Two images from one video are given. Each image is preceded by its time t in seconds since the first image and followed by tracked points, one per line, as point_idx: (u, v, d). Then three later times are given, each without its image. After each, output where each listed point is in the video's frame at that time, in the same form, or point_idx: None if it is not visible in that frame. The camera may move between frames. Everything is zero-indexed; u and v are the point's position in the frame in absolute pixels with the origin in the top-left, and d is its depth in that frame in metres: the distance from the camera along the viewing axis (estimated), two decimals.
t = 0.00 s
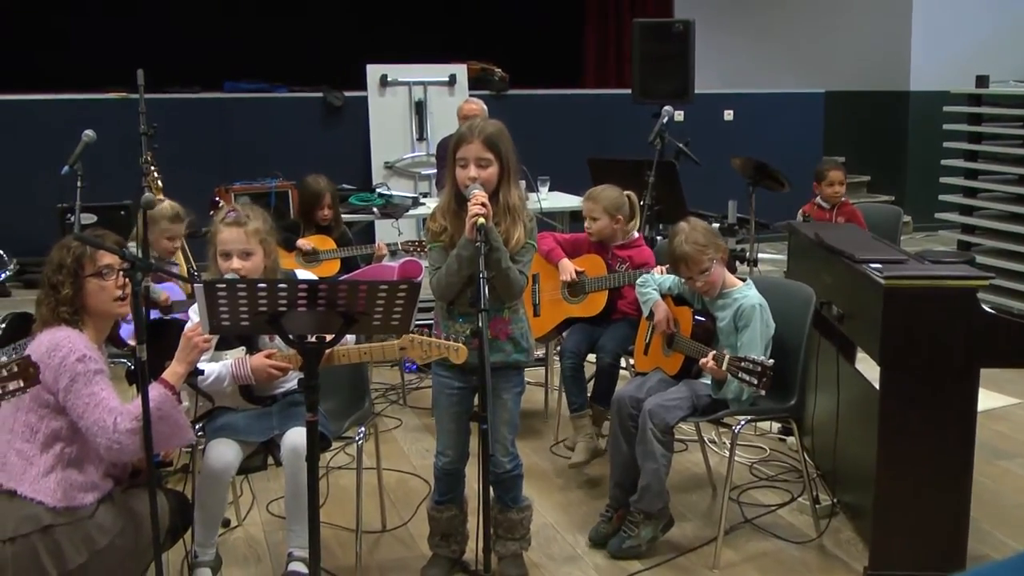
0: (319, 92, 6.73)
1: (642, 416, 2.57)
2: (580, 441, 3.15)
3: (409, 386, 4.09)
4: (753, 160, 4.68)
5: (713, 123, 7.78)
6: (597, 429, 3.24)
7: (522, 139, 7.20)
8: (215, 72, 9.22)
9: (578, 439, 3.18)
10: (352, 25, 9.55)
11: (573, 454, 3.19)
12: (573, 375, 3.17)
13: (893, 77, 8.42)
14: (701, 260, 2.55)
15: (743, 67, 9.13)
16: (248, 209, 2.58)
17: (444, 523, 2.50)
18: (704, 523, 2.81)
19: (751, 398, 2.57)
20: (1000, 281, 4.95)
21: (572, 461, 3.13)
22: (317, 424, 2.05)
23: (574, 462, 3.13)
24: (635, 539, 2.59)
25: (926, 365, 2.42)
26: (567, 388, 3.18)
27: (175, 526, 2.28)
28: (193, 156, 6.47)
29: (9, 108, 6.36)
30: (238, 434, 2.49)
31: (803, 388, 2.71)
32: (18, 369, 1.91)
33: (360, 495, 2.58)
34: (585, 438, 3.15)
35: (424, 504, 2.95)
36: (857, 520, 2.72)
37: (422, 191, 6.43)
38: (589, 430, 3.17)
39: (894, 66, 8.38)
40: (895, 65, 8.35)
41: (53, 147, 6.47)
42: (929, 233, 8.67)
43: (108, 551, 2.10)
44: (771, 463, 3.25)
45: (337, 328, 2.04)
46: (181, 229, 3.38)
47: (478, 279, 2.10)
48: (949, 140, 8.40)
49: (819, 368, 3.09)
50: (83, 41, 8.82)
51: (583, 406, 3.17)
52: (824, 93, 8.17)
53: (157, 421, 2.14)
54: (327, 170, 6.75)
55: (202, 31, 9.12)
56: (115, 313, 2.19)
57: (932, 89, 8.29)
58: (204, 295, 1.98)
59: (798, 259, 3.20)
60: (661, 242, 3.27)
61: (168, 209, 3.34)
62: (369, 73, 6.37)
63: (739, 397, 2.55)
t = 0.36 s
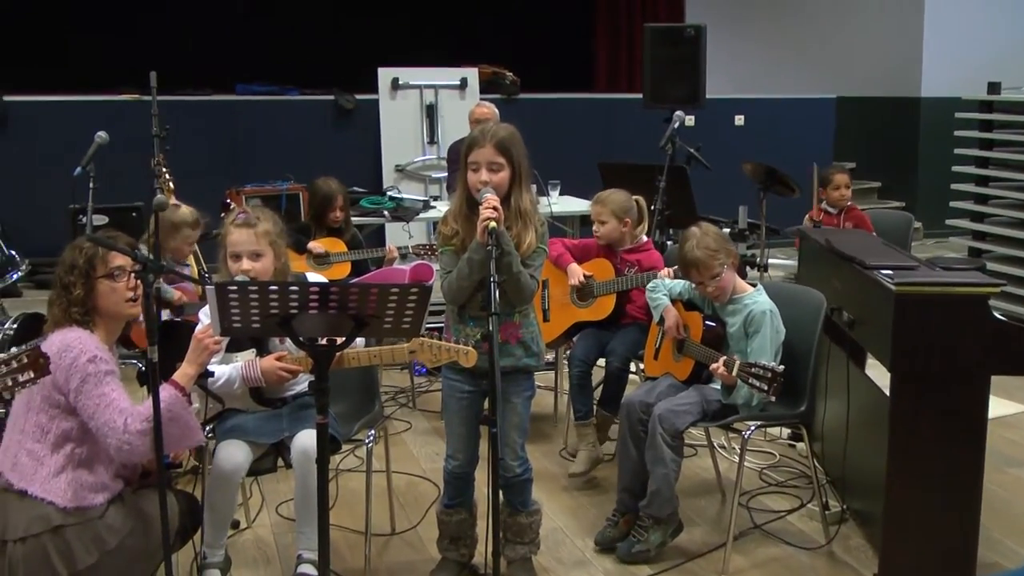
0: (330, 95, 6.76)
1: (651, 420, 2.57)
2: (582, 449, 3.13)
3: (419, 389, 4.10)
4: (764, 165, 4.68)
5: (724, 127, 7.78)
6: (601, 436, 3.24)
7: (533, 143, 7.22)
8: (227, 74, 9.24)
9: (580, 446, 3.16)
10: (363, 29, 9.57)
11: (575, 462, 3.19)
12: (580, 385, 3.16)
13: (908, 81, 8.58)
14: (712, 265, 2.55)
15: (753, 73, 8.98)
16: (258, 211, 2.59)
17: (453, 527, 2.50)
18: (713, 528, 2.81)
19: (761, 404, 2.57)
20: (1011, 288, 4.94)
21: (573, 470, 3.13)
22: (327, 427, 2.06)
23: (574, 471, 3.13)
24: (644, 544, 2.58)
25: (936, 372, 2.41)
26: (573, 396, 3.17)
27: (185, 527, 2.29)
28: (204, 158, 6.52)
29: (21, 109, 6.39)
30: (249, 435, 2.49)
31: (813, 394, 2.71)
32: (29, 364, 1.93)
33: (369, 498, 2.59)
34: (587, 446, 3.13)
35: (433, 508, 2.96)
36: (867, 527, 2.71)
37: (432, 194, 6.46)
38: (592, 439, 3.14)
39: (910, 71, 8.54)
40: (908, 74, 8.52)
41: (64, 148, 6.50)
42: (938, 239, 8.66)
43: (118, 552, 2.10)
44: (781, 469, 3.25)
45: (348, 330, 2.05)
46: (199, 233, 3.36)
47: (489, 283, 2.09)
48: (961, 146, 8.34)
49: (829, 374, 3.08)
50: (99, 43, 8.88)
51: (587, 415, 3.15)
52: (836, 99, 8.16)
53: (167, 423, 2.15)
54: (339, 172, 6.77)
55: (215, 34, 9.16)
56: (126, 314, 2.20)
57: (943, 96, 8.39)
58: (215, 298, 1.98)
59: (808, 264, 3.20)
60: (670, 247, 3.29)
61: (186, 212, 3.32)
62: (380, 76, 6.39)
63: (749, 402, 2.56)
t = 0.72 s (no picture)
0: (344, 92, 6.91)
1: (665, 417, 2.56)
2: (601, 445, 3.16)
3: (432, 385, 4.11)
4: (778, 162, 4.68)
5: (738, 124, 7.80)
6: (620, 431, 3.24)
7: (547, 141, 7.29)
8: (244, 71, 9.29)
9: (599, 442, 3.19)
10: (379, 27, 9.59)
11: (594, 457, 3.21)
12: (596, 381, 3.16)
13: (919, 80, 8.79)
14: (726, 262, 2.55)
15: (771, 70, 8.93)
16: (272, 206, 2.58)
17: (467, 523, 2.50)
18: (727, 526, 2.80)
19: (776, 401, 2.56)
20: None
21: (593, 464, 3.15)
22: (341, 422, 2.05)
23: (595, 465, 3.15)
24: (657, 541, 2.58)
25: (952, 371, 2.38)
26: (590, 392, 3.18)
27: (199, 522, 2.29)
28: (216, 155, 6.66)
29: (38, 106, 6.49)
30: (263, 431, 2.48)
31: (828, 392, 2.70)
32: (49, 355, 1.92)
33: (383, 494, 2.58)
34: (606, 441, 3.16)
35: (446, 504, 2.96)
36: (881, 525, 2.70)
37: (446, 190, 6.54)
38: (611, 434, 3.17)
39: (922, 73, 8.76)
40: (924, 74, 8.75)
41: (80, 144, 6.59)
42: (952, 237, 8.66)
43: (132, 547, 2.11)
44: (794, 467, 3.24)
45: (362, 326, 2.03)
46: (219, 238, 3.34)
47: (503, 278, 2.09)
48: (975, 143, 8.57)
49: (843, 372, 3.08)
50: (117, 40, 8.94)
51: (605, 409, 3.17)
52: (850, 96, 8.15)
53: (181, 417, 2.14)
54: (355, 168, 6.94)
55: (232, 31, 9.20)
56: (138, 309, 2.20)
57: (957, 92, 8.59)
58: (231, 292, 1.99)
59: (823, 262, 3.19)
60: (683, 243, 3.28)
61: (208, 219, 3.29)
62: (394, 72, 6.51)
63: (763, 399, 2.55)
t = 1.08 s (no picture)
0: (354, 88, 6.99)
1: (676, 413, 2.56)
2: (607, 442, 3.12)
3: (443, 381, 4.12)
4: (790, 157, 4.66)
5: (748, 119, 7.80)
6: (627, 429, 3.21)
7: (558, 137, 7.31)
8: (255, 66, 9.30)
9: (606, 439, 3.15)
10: (391, 22, 9.59)
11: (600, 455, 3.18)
12: (605, 377, 3.15)
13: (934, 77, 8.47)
14: (738, 257, 2.54)
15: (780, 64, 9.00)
16: (283, 202, 2.58)
17: (477, 519, 2.50)
18: (738, 523, 2.79)
19: (787, 397, 2.56)
20: None
21: (599, 462, 3.11)
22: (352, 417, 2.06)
23: (601, 463, 3.11)
24: (668, 537, 2.58)
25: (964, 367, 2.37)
26: (598, 388, 3.16)
27: (210, 517, 2.29)
28: (227, 150, 6.75)
29: (49, 102, 6.53)
30: (274, 426, 2.48)
31: (840, 387, 2.68)
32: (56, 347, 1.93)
33: (394, 489, 2.58)
34: (613, 438, 3.12)
35: (457, 500, 2.96)
36: (893, 521, 2.69)
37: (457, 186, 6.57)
38: (618, 431, 3.13)
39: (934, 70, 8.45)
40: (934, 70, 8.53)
41: (91, 140, 6.62)
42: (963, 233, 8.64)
43: (143, 542, 2.11)
44: (805, 463, 3.24)
45: (374, 321, 2.03)
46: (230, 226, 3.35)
47: (514, 274, 2.09)
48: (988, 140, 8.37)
49: (855, 368, 3.07)
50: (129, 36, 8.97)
51: (613, 406, 3.14)
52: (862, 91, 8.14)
53: (192, 413, 2.14)
54: (366, 164, 7.02)
55: (244, 28, 9.23)
56: (150, 305, 2.20)
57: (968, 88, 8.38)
58: (241, 288, 1.97)
59: (834, 258, 3.18)
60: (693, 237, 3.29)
61: (218, 206, 3.30)
62: (405, 67, 6.55)
63: (775, 395, 2.54)
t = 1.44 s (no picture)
0: (367, 85, 7.00)
1: (687, 411, 2.55)
2: (624, 437, 3.13)
3: (454, 377, 4.12)
4: (802, 154, 4.65)
5: (760, 116, 7.79)
6: (641, 425, 3.23)
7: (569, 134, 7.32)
8: (266, 63, 9.32)
9: (621, 435, 3.16)
10: (402, 19, 9.60)
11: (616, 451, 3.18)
12: (619, 374, 3.17)
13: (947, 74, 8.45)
14: (750, 254, 2.54)
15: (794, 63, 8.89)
16: (295, 198, 2.58)
17: (489, 515, 2.50)
18: (749, 520, 2.79)
19: (799, 394, 2.56)
20: None
21: (616, 458, 3.11)
22: (364, 414, 2.06)
23: (617, 458, 3.11)
24: (680, 534, 2.58)
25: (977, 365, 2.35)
26: (612, 384, 3.18)
27: (221, 513, 2.30)
28: (238, 147, 6.78)
29: (62, 99, 6.56)
30: (286, 422, 2.48)
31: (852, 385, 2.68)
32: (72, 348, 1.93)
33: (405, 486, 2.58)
34: (629, 434, 3.13)
35: (468, 497, 2.97)
36: (904, 519, 2.68)
37: (469, 183, 6.59)
38: (633, 427, 3.15)
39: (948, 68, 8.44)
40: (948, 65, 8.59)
41: (103, 137, 6.65)
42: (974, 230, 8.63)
43: (155, 537, 2.12)
44: (817, 460, 3.23)
45: (385, 318, 2.02)
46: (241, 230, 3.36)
47: (526, 272, 2.08)
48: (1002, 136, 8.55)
49: (867, 366, 3.06)
50: (142, 34, 9.00)
51: (627, 403, 3.17)
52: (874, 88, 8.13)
53: (205, 409, 2.14)
54: (377, 162, 7.03)
55: (256, 25, 9.25)
56: (163, 301, 2.20)
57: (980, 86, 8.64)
58: (253, 286, 1.96)
59: (846, 255, 3.18)
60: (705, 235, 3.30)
61: (230, 210, 3.31)
62: (417, 65, 6.54)
63: (786, 392, 2.56)
